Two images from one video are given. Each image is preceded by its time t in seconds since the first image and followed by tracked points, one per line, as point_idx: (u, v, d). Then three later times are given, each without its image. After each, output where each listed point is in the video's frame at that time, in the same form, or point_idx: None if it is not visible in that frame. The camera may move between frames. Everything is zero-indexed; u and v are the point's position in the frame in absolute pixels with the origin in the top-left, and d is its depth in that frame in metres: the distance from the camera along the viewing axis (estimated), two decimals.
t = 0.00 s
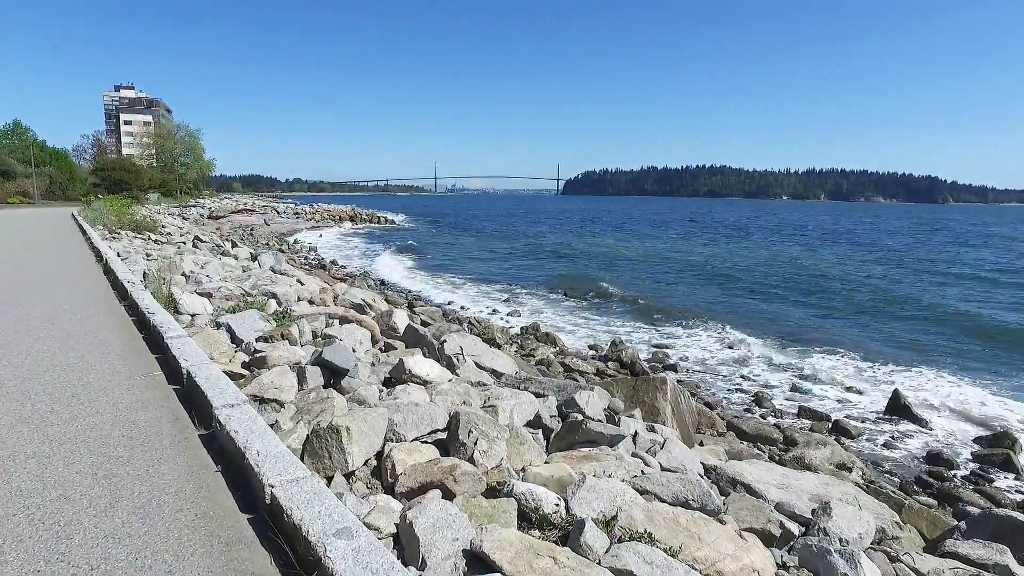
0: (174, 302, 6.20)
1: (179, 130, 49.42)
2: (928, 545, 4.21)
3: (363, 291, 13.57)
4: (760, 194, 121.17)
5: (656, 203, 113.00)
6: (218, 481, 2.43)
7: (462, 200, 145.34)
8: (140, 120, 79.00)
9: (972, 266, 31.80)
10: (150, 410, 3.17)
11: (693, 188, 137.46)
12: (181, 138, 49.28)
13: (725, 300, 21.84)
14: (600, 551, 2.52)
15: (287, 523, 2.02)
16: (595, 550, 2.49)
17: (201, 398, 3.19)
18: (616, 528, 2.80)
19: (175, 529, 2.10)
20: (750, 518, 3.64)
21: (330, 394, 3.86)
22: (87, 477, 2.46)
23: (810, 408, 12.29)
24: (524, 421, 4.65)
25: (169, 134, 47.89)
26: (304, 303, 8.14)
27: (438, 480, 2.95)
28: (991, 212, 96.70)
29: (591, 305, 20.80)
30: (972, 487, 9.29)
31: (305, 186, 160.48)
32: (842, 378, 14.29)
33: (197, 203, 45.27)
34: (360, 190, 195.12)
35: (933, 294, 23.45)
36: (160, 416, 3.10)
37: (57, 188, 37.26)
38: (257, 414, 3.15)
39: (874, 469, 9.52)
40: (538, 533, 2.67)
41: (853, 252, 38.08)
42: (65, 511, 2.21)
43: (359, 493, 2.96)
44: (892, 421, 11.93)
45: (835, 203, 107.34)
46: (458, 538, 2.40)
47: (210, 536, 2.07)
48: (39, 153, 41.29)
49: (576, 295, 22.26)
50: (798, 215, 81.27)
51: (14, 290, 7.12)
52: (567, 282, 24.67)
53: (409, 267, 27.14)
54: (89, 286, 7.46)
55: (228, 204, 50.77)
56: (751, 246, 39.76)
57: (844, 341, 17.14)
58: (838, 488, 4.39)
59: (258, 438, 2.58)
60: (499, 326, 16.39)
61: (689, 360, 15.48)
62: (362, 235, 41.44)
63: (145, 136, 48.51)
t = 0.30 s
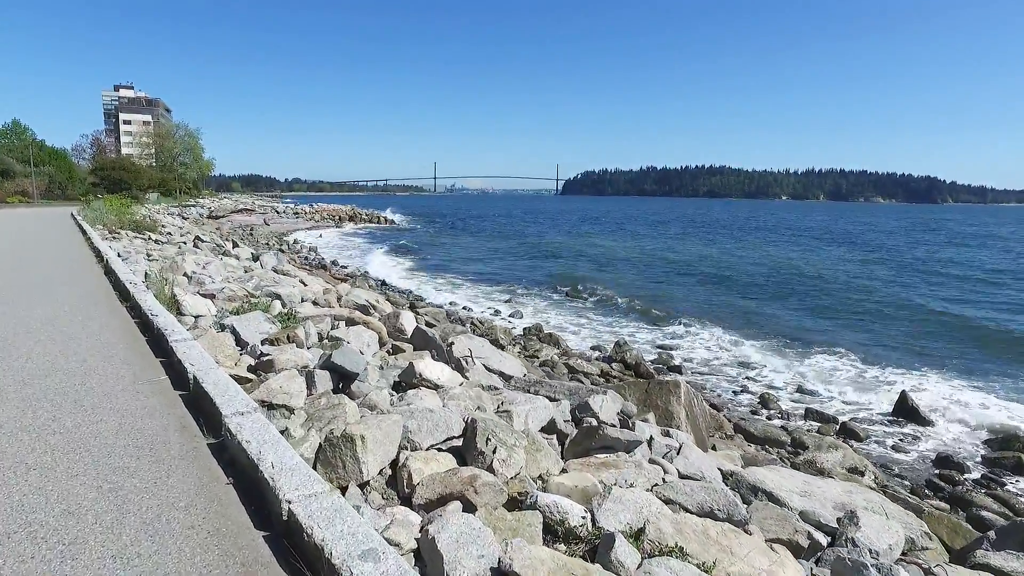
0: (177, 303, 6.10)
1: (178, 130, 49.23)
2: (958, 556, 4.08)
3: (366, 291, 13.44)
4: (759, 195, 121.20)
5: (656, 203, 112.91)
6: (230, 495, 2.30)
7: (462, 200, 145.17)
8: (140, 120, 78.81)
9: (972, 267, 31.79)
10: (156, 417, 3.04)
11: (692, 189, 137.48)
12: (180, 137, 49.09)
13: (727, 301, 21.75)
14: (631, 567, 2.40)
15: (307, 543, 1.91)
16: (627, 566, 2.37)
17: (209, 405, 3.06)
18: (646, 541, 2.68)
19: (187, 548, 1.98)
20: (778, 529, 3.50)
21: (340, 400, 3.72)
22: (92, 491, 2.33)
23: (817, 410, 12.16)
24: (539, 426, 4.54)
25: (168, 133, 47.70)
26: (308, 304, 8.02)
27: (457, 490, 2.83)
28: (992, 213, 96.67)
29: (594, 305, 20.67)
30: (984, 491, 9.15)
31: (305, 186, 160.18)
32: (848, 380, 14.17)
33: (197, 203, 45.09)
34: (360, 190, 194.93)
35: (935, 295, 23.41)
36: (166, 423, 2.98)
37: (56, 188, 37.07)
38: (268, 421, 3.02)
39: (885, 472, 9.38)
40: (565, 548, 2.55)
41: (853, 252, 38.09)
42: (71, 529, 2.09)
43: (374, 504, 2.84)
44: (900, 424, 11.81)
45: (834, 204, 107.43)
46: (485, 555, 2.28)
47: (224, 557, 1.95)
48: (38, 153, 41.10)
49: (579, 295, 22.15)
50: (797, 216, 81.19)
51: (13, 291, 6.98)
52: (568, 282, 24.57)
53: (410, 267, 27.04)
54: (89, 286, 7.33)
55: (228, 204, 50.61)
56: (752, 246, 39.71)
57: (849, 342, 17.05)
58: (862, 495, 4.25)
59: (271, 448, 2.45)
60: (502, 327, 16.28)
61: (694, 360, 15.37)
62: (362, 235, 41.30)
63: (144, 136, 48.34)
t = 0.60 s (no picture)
0: (181, 307, 5.99)
1: (177, 130, 49.14)
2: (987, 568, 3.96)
3: (369, 293, 13.33)
4: (758, 195, 121.29)
5: (655, 203, 112.92)
6: (246, 515, 2.19)
7: (461, 200, 145.09)
8: (139, 120, 78.77)
9: (973, 267, 31.78)
10: (164, 430, 2.92)
11: (691, 189, 137.56)
12: (180, 138, 49.00)
13: (730, 301, 21.66)
14: None
15: (332, 572, 1.80)
16: None
17: (219, 417, 2.94)
18: (679, 560, 2.56)
19: None
20: (807, 542, 3.39)
21: (353, 410, 3.60)
22: (99, 512, 2.21)
23: (825, 413, 12.03)
24: (555, 435, 4.42)
25: (168, 134, 47.61)
26: (313, 307, 7.91)
27: (480, 506, 2.72)
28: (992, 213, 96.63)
29: (597, 305, 20.54)
30: (998, 496, 8.99)
31: (304, 186, 160.08)
32: (854, 381, 14.05)
33: (196, 203, 44.99)
34: (359, 191, 194.86)
35: (937, 295, 23.35)
36: (175, 436, 2.86)
37: (55, 188, 36.96)
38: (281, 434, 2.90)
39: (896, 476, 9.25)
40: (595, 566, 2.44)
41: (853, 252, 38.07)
42: (79, 553, 1.97)
43: (392, 520, 2.72)
44: (908, 427, 11.66)
45: (833, 204, 107.55)
46: None
47: None
48: (37, 153, 40.98)
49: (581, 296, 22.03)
50: (796, 215, 81.20)
51: (14, 294, 6.87)
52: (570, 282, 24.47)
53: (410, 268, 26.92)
54: (91, 290, 7.22)
55: (228, 204, 50.46)
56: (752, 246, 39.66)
57: (853, 343, 16.93)
58: (888, 505, 4.12)
59: (288, 465, 2.34)
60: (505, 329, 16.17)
61: (698, 362, 15.26)
62: (363, 235, 41.19)
63: (144, 136, 48.26)
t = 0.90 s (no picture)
0: (182, 309, 5.88)
1: (177, 131, 49.03)
2: None
3: (371, 293, 13.23)
4: (757, 194, 121.36)
5: (654, 203, 112.91)
6: (258, 532, 2.08)
7: (460, 200, 145.04)
8: (138, 120, 78.68)
9: (973, 266, 31.70)
10: (169, 439, 2.80)
11: (690, 189, 137.57)
12: (179, 138, 48.86)
13: (732, 301, 21.56)
14: None
15: None
16: None
17: (227, 425, 2.83)
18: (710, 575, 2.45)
19: None
20: (834, 552, 3.26)
21: (363, 417, 3.47)
22: (102, 529, 2.09)
23: (831, 414, 11.89)
24: (569, 440, 4.31)
25: (167, 134, 47.51)
26: (317, 308, 7.80)
27: (500, 520, 2.60)
28: (993, 212, 96.58)
29: (600, 305, 20.43)
30: (1009, 499, 8.85)
31: (303, 187, 159.99)
32: (859, 382, 13.93)
33: (196, 204, 44.87)
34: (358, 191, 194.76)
35: (939, 295, 23.26)
36: (180, 445, 2.75)
37: (54, 188, 36.83)
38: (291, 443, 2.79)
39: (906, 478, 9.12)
40: None
41: (853, 252, 38.00)
42: None
43: (408, 533, 2.61)
44: (915, 428, 11.52)
45: (832, 204, 107.54)
46: None
47: None
48: (36, 154, 40.83)
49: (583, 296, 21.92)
50: (795, 215, 81.21)
51: (13, 297, 6.76)
52: (571, 282, 24.36)
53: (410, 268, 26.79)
54: (91, 291, 7.11)
55: (227, 204, 50.37)
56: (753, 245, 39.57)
57: (857, 343, 16.82)
58: (913, 513, 4.00)
59: (301, 478, 2.22)
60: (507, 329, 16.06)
61: (702, 362, 15.14)
62: (362, 236, 41.06)
63: (143, 136, 48.14)
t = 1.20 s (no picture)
0: (185, 311, 5.75)
1: (176, 130, 48.85)
2: None
3: (373, 293, 13.11)
4: (756, 194, 121.24)
5: (654, 203, 112.78)
6: (272, 553, 1.95)
7: (459, 200, 144.73)
8: (137, 119, 78.39)
9: (976, 266, 31.55)
10: (173, 449, 2.67)
11: (690, 188, 137.43)
12: (178, 138, 48.70)
13: (735, 301, 21.43)
14: None
15: None
16: None
17: (234, 433, 2.70)
18: None
19: None
20: (866, 563, 3.13)
21: (376, 424, 3.34)
22: (106, 549, 1.96)
23: (838, 416, 11.75)
24: (585, 447, 4.19)
25: (167, 133, 47.33)
26: (320, 309, 7.68)
27: (524, 535, 2.48)
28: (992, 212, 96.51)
29: (603, 306, 20.30)
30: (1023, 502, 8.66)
31: (302, 186, 159.79)
32: (866, 382, 13.81)
33: (196, 203, 44.74)
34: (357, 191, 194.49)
35: (943, 294, 23.11)
36: (186, 457, 2.62)
37: (52, 188, 36.58)
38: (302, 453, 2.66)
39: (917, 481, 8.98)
40: None
41: (854, 252, 37.88)
42: None
43: (426, 549, 2.48)
44: (924, 425, 11.31)
45: (832, 203, 107.43)
46: None
47: None
48: (35, 153, 40.66)
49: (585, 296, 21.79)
50: (795, 215, 81.09)
51: (10, 298, 6.61)
52: (573, 282, 24.22)
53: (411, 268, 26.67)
54: (91, 292, 6.97)
55: (227, 204, 50.21)
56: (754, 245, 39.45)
57: (862, 343, 16.69)
58: (941, 523, 3.88)
59: (316, 494, 2.10)
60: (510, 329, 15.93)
61: (707, 363, 15.01)
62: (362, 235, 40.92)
63: (141, 136, 47.90)
